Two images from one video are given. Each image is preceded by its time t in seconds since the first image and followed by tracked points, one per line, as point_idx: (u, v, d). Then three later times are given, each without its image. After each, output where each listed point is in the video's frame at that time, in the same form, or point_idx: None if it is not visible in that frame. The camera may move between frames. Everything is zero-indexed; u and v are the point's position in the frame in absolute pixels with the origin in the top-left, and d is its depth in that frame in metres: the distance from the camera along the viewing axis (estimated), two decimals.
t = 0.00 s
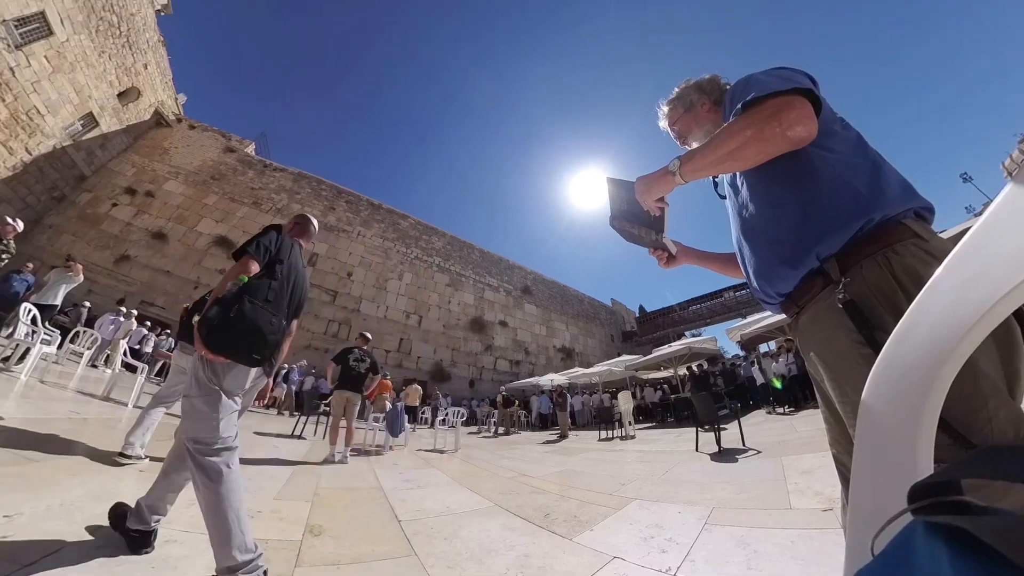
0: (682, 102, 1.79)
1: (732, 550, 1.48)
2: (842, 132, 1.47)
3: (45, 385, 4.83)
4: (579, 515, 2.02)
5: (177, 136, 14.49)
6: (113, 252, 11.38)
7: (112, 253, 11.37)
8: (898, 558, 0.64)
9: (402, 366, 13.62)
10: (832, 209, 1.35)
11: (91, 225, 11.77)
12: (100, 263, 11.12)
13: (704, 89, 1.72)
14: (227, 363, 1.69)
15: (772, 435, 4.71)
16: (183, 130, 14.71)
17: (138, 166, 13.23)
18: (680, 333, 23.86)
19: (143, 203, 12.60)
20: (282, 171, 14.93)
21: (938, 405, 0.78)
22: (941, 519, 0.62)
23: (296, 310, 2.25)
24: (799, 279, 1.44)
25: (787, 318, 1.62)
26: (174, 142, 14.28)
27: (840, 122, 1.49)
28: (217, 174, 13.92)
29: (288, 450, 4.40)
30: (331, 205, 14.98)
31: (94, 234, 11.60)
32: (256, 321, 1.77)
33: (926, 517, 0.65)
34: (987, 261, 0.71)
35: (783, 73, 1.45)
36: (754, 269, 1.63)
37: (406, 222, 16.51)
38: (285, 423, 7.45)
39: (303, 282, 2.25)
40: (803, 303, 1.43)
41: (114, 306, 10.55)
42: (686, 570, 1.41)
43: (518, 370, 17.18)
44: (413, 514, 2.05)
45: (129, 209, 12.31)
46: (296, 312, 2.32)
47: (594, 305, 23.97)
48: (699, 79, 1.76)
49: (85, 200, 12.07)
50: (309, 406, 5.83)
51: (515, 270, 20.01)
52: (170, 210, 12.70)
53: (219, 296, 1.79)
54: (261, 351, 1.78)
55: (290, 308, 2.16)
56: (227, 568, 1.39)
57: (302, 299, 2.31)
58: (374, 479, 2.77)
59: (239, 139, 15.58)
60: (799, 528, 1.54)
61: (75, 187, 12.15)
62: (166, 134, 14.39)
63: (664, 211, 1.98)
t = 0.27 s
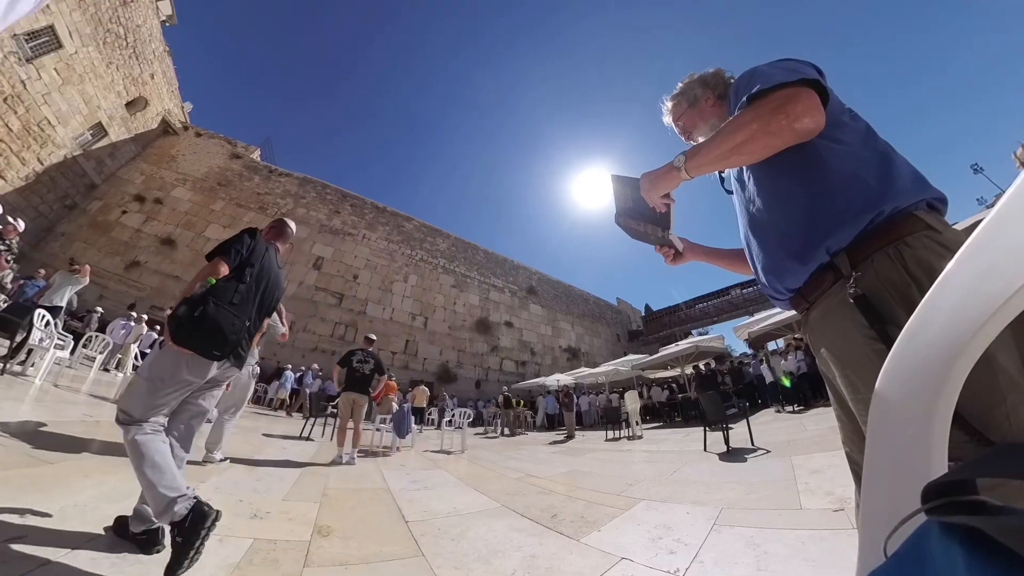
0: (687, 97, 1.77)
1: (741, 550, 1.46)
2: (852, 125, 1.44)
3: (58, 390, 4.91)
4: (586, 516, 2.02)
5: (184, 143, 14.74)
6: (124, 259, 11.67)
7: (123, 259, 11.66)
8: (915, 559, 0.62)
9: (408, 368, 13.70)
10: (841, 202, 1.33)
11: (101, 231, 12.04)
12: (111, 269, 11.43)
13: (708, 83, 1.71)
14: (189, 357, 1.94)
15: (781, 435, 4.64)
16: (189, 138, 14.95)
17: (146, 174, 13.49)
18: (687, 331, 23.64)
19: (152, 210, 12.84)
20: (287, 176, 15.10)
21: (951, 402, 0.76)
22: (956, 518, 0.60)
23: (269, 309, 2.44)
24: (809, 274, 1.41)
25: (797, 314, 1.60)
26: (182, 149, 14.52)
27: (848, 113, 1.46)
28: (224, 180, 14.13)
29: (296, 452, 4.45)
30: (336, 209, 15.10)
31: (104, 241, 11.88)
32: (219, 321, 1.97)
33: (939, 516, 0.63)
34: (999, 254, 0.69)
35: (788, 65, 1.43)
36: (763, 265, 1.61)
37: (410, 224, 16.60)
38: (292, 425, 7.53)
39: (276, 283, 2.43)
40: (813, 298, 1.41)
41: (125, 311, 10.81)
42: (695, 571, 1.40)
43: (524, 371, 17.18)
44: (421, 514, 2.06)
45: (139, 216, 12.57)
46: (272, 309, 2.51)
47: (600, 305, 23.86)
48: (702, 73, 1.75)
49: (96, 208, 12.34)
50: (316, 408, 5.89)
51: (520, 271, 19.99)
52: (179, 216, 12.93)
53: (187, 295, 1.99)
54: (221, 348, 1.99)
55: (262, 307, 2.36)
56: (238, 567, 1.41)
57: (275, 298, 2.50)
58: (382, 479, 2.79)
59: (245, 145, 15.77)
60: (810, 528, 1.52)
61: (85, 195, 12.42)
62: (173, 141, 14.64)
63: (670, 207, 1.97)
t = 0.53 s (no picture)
0: (689, 94, 1.76)
1: (751, 551, 1.44)
2: (860, 117, 1.41)
3: (72, 394, 5.00)
4: (594, 516, 2.00)
5: (191, 150, 14.97)
6: (134, 265, 11.95)
7: (133, 266, 11.94)
8: (926, 557, 0.61)
9: (414, 369, 13.79)
10: (853, 196, 1.30)
11: (111, 238, 12.29)
12: (122, 276, 11.71)
13: (710, 79, 1.69)
14: (168, 353, 2.03)
15: (790, 433, 4.57)
16: (196, 145, 15.16)
17: (155, 181, 13.72)
18: (694, 330, 23.41)
19: (161, 216, 13.06)
20: (292, 180, 15.24)
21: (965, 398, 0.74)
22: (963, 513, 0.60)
23: (249, 306, 2.54)
24: (819, 269, 1.39)
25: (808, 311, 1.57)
26: (189, 156, 14.73)
27: (856, 104, 1.44)
28: (230, 186, 14.31)
29: (304, 453, 4.49)
30: (341, 212, 15.18)
31: (115, 248, 12.14)
32: (192, 317, 2.05)
33: (953, 517, 0.62)
34: (1011, 245, 0.67)
35: (792, 57, 1.41)
36: (772, 261, 1.59)
37: (415, 226, 16.68)
38: (300, 427, 7.60)
39: (253, 281, 2.51)
40: (824, 293, 1.39)
41: (136, 316, 11.05)
42: (704, 572, 1.38)
43: (530, 371, 17.18)
44: (428, 515, 2.07)
45: (148, 223, 12.80)
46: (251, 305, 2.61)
47: (605, 304, 23.73)
48: (704, 69, 1.73)
49: (107, 216, 12.60)
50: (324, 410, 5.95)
51: (525, 271, 19.95)
52: (187, 222, 13.14)
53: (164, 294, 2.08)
54: (197, 343, 2.08)
55: (239, 303, 2.45)
56: (248, 568, 1.43)
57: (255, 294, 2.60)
58: (389, 480, 2.81)
59: (251, 152, 15.89)
60: (822, 529, 1.49)
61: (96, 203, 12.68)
62: (181, 149, 14.86)
63: (675, 205, 1.95)
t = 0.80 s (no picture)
0: (690, 89, 1.74)
1: (760, 552, 1.42)
2: (866, 108, 1.38)
3: (83, 399, 5.05)
4: (601, 517, 1.99)
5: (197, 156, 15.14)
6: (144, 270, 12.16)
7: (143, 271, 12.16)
8: (939, 556, 0.59)
9: (420, 370, 13.86)
10: (860, 188, 1.28)
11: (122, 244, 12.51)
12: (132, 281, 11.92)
13: (712, 74, 1.68)
14: (143, 348, 2.13)
15: (800, 432, 4.51)
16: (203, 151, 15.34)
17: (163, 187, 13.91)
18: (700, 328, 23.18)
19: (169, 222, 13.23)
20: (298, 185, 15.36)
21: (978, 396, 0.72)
22: (980, 509, 0.58)
23: (225, 301, 2.61)
24: (828, 264, 1.37)
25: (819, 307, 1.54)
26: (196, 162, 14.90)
27: (861, 96, 1.41)
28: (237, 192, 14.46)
29: (313, 455, 4.53)
30: (346, 216, 15.24)
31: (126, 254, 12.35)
32: (162, 316, 2.10)
33: (969, 516, 0.60)
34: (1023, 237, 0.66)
35: (794, 49, 1.40)
36: (780, 256, 1.56)
37: (419, 228, 16.73)
38: (307, 429, 7.65)
39: (224, 279, 2.53)
40: (834, 289, 1.36)
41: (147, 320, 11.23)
42: (712, 574, 1.36)
43: (536, 371, 17.17)
44: (435, 516, 2.08)
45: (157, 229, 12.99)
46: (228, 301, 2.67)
47: (611, 303, 23.59)
48: (705, 64, 1.72)
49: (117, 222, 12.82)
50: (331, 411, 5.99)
51: (530, 271, 19.91)
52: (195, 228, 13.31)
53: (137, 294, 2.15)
54: (168, 339, 2.15)
55: (215, 299, 2.50)
56: (257, 567, 1.45)
57: (228, 292, 2.63)
58: (396, 481, 2.82)
59: (256, 157, 15.90)
60: (833, 529, 1.46)
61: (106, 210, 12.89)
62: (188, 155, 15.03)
63: (680, 203, 1.93)
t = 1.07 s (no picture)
0: (693, 85, 1.72)
1: (770, 553, 1.40)
2: (872, 101, 1.36)
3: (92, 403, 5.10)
4: (609, 518, 1.97)
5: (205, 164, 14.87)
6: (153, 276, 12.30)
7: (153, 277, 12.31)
8: (955, 558, 0.58)
9: (427, 372, 13.94)
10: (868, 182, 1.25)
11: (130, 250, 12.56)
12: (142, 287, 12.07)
13: (715, 69, 1.66)
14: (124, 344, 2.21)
15: (809, 431, 4.45)
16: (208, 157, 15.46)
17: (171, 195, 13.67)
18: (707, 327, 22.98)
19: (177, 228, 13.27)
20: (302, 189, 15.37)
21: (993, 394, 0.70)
22: (993, 507, 0.56)
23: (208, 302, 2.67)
24: (836, 260, 1.34)
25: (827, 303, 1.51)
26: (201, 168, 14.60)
27: (867, 88, 1.39)
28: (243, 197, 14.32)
29: (321, 456, 4.57)
30: (351, 219, 15.31)
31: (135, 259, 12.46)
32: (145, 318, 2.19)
33: (985, 518, 0.57)
34: None
35: (797, 41, 1.38)
36: (787, 253, 1.54)
37: (424, 230, 16.80)
38: (315, 430, 7.71)
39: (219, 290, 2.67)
40: (842, 286, 1.34)
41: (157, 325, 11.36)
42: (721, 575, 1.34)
43: (542, 372, 17.16)
44: (442, 517, 2.09)
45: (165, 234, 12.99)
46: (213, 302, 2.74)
47: (616, 303, 23.48)
48: (707, 59, 1.70)
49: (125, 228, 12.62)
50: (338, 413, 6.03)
51: (535, 272, 19.89)
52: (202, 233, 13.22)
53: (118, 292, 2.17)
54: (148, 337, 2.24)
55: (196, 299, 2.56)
56: (265, 568, 1.47)
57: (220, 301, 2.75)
58: (403, 482, 2.84)
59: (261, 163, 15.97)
60: (843, 530, 1.43)
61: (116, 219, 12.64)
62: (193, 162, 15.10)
63: (683, 200, 1.92)
